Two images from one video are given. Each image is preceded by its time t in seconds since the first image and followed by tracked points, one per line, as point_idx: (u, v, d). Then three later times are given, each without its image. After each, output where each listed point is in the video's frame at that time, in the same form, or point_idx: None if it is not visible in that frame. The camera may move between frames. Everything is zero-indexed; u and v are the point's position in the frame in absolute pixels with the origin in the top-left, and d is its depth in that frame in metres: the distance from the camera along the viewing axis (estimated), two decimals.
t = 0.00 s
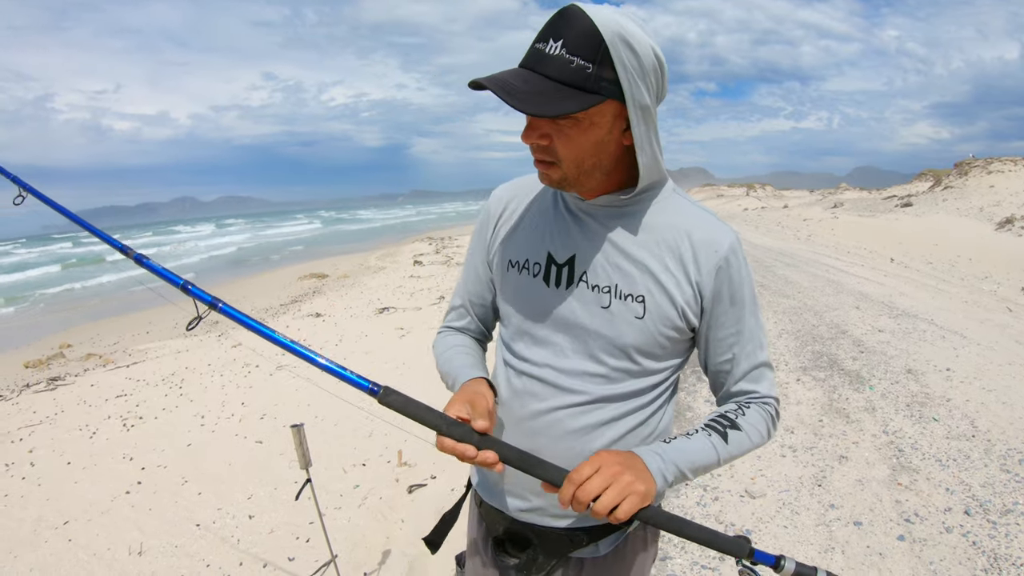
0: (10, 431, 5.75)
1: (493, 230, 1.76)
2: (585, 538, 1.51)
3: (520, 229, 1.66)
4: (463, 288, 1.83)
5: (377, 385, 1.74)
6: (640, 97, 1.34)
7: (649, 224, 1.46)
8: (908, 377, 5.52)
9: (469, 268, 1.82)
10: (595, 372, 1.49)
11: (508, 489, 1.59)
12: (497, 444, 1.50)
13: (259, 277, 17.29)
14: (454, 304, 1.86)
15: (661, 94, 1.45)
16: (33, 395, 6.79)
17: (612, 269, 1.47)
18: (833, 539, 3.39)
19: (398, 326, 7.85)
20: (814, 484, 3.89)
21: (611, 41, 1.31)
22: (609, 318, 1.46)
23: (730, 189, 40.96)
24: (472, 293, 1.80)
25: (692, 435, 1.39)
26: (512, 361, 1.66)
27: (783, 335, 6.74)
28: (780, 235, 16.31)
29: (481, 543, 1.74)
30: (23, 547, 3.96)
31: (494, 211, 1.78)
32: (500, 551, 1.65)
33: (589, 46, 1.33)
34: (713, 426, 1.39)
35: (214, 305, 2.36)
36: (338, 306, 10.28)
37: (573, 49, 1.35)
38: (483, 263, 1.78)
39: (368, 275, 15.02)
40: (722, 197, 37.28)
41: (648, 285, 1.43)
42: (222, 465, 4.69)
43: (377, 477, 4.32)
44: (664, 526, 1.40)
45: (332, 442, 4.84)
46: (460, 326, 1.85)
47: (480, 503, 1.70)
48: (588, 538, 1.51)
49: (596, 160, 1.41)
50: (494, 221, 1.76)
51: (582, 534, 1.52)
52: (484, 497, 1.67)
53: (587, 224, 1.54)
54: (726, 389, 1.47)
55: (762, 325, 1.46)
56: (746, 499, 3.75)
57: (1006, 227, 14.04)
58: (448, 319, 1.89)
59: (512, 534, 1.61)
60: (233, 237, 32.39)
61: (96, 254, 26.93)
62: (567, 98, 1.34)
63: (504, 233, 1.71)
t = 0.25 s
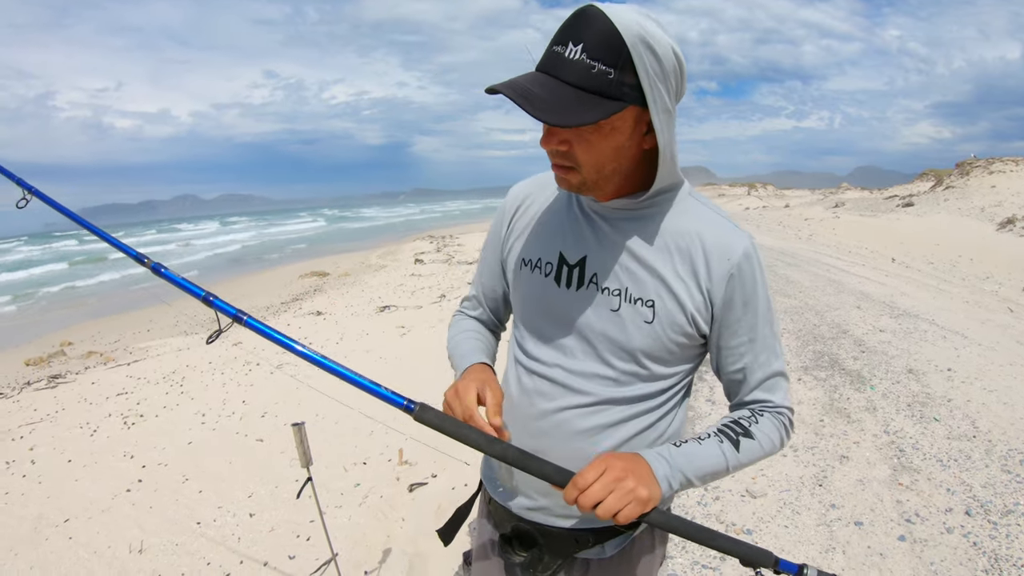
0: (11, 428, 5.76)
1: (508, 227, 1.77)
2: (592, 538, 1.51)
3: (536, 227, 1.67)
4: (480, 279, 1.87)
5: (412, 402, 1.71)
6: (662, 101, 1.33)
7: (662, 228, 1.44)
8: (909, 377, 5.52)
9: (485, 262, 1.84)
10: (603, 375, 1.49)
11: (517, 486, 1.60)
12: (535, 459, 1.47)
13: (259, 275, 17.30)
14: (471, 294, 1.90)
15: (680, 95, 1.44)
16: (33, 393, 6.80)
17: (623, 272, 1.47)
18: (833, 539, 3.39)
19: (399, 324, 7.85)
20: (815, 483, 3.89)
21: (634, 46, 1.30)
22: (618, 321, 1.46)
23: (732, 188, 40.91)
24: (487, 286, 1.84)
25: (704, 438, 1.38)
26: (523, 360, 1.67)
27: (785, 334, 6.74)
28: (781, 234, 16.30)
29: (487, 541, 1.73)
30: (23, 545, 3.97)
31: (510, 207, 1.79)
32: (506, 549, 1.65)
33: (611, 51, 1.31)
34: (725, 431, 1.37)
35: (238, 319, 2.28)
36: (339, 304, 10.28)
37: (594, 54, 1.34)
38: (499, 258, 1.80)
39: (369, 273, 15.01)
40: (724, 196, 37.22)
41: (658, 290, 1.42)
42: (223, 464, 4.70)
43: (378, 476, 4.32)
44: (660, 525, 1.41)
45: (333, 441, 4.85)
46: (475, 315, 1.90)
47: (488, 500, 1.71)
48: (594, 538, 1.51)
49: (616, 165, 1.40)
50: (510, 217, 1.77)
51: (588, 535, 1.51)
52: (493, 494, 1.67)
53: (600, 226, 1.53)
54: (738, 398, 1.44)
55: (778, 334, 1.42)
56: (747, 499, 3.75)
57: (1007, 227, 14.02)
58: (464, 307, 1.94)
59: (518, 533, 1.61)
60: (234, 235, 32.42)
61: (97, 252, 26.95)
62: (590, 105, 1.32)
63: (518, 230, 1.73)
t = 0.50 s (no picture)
0: (17, 425, 5.80)
1: (523, 222, 1.77)
2: (601, 539, 1.50)
3: (550, 222, 1.67)
4: (491, 268, 1.87)
5: (440, 408, 1.66)
6: (679, 100, 1.32)
7: (674, 226, 1.44)
8: (915, 378, 5.48)
9: (499, 255, 1.85)
10: (614, 373, 1.48)
11: (527, 485, 1.59)
12: (568, 465, 1.42)
13: (264, 273, 17.34)
14: (480, 282, 1.91)
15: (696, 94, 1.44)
16: (39, 390, 6.84)
17: (637, 270, 1.46)
18: (839, 540, 3.37)
19: (404, 323, 7.86)
20: (821, 484, 3.87)
21: (654, 45, 1.29)
22: (631, 319, 1.45)
23: (737, 188, 40.77)
24: (497, 275, 1.85)
25: (737, 437, 1.36)
26: (536, 357, 1.66)
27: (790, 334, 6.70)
28: (786, 234, 16.23)
29: (496, 539, 1.73)
30: (28, 542, 3.99)
31: (526, 201, 1.79)
32: (515, 548, 1.65)
33: (631, 49, 1.30)
34: (757, 429, 1.35)
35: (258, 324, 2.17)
36: (344, 302, 10.30)
37: (614, 51, 1.32)
38: (513, 251, 1.80)
39: (374, 272, 15.03)
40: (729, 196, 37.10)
41: (672, 289, 1.41)
42: (227, 461, 4.71)
43: (383, 474, 4.32)
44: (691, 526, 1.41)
45: (338, 439, 4.85)
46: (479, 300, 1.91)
47: (498, 498, 1.71)
48: (602, 539, 1.50)
49: (634, 164, 1.40)
50: (525, 212, 1.77)
51: (596, 536, 1.51)
52: (502, 492, 1.68)
53: (614, 223, 1.52)
54: (762, 398, 1.43)
55: (798, 335, 1.40)
56: (752, 500, 3.73)
57: (1014, 228, 13.92)
58: (473, 291, 1.95)
59: (527, 532, 1.61)
60: (240, 233, 32.55)
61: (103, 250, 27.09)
62: (610, 102, 1.31)
63: (533, 225, 1.73)
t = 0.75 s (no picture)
0: (27, 421, 5.85)
1: (535, 219, 1.75)
2: (610, 538, 1.50)
3: (563, 218, 1.66)
4: (502, 267, 1.85)
5: (470, 403, 1.61)
6: (699, 87, 1.32)
7: (685, 222, 1.43)
8: (925, 380, 5.42)
9: (510, 253, 1.83)
10: (628, 370, 1.46)
11: (537, 483, 1.58)
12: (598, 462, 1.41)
13: (272, 271, 17.42)
14: (489, 281, 1.91)
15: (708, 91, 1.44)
16: (49, 385, 6.90)
17: (652, 265, 1.45)
18: (848, 542, 3.33)
19: (412, 322, 7.86)
20: (830, 486, 3.83)
21: (672, 33, 1.30)
22: (646, 315, 1.44)
23: (745, 189, 40.55)
24: (508, 275, 1.83)
25: (766, 432, 1.34)
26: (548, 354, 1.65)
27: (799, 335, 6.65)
28: (795, 235, 16.12)
29: (504, 538, 1.72)
30: (37, 537, 4.02)
31: (538, 199, 1.77)
32: (523, 546, 1.64)
33: (651, 37, 1.30)
34: (782, 423, 1.34)
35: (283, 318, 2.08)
36: (352, 301, 10.32)
37: (634, 40, 1.32)
38: (526, 248, 1.78)
39: (381, 270, 15.06)
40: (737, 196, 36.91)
41: (687, 285, 1.40)
42: (235, 458, 4.73)
43: (391, 472, 4.32)
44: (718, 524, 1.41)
45: (346, 437, 4.86)
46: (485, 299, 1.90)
47: (507, 497, 1.70)
48: (612, 538, 1.49)
49: (657, 154, 1.37)
50: (538, 210, 1.75)
51: (606, 534, 1.50)
52: (511, 490, 1.67)
53: (629, 220, 1.51)
54: (783, 393, 1.42)
55: (815, 331, 1.39)
56: (760, 501, 3.70)
57: None
58: (478, 291, 1.95)
59: (537, 530, 1.60)
60: (248, 231, 32.79)
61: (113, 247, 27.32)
62: (633, 89, 1.30)
63: (545, 223, 1.71)
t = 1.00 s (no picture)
0: (33, 416, 5.89)
1: (537, 220, 1.74)
2: (615, 538, 1.49)
3: (565, 218, 1.65)
4: (505, 269, 1.84)
5: (493, 405, 1.62)
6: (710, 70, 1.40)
7: (688, 221, 1.44)
8: (932, 382, 5.38)
9: (513, 254, 1.82)
10: (634, 368, 1.45)
11: (542, 483, 1.57)
12: (616, 465, 1.38)
13: (278, 269, 17.47)
14: (492, 283, 1.90)
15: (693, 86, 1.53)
16: (56, 381, 6.93)
17: (657, 263, 1.45)
18: (854, 544, 3.31)
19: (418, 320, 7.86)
20: (836, 488, 3.80)
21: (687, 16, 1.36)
22: (651, 313, 1.43)
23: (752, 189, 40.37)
24: (511, 276, 1.82)
25: (777, 429, 1.32)
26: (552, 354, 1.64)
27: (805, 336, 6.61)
28: (801, 235, 16.02)
29: (508, 538, 1.71)
30: (43, 531, 4.04)
31: (539, 199, 1.76)
32: (528, 546, 1.63)
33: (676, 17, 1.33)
34: (792, 419, 1.32)
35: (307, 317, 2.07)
36: (357, 299, 10.33)
37: (661, 19, 1.33)
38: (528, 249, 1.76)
39: (387, 268, 15.06)
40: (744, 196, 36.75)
41: (693, 282, 1.40)
42: (241, 455, 4.73)
43: (397, 470, 4.32)
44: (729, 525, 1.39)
45: (351, 434, 4.86)
46: (488, 300, 1.90)
47: (510, 497, 1.69)
48: (616, 537, 1.48)
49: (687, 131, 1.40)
50: (539, 210, 1.73)
51: (611, 534, 1.49)
52: (515, 490, 1.66)
53: (634, 219, 1.51)
54: (790, 387, 1.40)
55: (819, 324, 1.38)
56: (766, 502, 3.68)
57: None
58: (482, 294, 1.95)
59: (541, 530, 1.59)
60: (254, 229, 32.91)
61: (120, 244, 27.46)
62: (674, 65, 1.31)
63: (547, 226, 1.69)
